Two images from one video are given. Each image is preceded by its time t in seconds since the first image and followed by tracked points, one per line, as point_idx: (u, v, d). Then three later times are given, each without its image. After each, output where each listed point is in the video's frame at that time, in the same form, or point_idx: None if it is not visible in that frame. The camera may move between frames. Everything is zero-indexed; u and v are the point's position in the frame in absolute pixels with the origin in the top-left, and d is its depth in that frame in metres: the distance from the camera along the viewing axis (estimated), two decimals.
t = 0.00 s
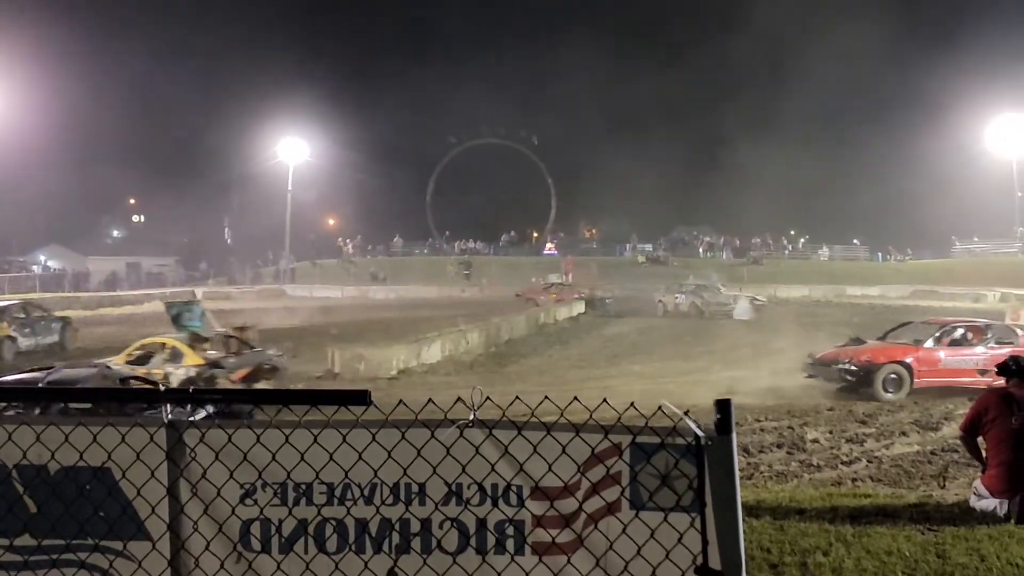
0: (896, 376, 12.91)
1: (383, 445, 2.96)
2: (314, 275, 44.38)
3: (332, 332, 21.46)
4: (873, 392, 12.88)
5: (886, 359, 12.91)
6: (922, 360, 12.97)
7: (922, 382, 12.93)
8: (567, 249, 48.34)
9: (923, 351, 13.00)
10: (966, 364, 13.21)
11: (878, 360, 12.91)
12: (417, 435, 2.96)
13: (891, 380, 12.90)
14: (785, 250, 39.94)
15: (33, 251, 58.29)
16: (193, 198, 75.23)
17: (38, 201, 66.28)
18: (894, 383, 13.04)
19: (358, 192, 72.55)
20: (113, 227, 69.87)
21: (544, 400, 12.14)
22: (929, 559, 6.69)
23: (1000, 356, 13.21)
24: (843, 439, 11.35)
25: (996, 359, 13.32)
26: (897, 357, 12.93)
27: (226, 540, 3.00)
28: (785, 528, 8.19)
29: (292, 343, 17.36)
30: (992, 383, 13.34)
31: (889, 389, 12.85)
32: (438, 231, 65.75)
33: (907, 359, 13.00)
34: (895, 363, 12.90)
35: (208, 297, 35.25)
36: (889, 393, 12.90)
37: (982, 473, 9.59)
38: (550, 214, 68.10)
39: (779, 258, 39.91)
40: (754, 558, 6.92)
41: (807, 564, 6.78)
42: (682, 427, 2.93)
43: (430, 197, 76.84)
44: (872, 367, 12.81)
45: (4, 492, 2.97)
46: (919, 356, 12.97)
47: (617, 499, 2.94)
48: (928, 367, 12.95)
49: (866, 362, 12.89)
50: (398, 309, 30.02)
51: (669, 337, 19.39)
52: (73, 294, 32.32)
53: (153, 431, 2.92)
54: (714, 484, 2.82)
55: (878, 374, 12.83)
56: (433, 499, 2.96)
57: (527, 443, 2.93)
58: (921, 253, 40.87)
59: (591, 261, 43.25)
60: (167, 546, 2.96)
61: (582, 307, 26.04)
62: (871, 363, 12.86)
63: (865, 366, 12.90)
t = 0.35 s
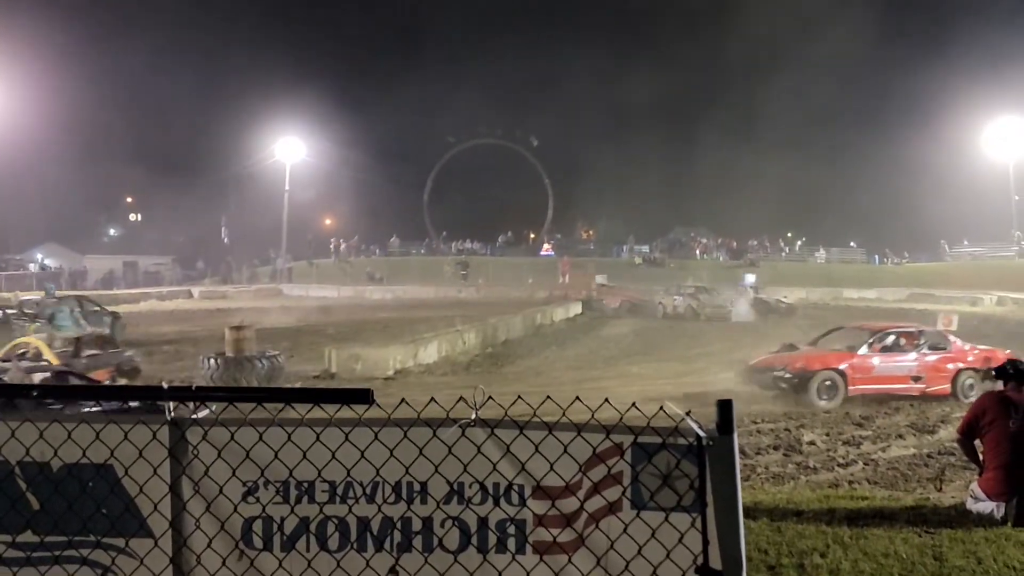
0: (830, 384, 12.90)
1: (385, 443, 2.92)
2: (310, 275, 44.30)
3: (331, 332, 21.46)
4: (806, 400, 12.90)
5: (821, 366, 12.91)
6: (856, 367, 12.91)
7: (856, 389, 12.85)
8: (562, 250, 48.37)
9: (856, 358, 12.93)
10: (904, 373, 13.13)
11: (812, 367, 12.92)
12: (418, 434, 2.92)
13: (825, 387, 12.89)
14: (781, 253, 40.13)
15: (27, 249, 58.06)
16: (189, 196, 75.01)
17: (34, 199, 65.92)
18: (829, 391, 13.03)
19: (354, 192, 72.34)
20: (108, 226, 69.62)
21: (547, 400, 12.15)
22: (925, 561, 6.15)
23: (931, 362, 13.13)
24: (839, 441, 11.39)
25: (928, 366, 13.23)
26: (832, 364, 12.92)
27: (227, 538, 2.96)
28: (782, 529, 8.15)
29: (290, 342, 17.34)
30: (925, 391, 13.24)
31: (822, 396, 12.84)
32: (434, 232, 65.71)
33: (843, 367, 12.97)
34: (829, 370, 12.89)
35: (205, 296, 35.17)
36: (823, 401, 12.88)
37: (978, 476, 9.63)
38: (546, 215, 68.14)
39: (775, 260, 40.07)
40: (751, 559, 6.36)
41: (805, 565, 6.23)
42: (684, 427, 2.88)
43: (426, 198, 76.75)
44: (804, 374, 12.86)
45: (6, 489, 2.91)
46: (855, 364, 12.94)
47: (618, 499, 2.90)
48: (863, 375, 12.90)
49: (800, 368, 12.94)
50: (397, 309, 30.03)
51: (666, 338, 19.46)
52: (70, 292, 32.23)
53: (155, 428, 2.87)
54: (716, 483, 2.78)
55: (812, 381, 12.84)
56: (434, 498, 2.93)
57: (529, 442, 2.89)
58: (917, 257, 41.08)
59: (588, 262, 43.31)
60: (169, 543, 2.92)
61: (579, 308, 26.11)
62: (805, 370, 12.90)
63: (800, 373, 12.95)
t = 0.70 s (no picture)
0: (743, 392, 12.54)
1: (384, 447, 2.86)
2: (304, 279, 44.11)
3: (327, 335, 21.40)
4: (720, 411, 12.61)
5: (734, 375, 12.56)
6: (769, 374, 12.59)
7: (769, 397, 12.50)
8: (556, 255, 48.43)
9: (768, 366, 12.59)
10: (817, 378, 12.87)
11: (726, 375, 12.56)
12: (418, 438, 2.87)
13: (739, 396, 12.53)
14: (775, 261, 40.35)
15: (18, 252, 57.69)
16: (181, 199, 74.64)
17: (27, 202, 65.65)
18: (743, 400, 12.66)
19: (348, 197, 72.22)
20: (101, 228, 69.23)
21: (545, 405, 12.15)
22: (921, 569, 5.91)
23: (844, 369, 12.89)
24: (833, 448, 11.41)
25: (841, 372, 12.98)
26: (745, 373, 12.57)
27: (226, 542, 2.91)
28: (778, 535, 8.11)
29: (285, 346, 17.29)
30: (838, 398, 12.99)
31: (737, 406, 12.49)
32: (428, 236, 65.67)
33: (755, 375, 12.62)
34: (743, 378, 12.54)
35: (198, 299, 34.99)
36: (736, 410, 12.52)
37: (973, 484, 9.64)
38: (541, 221, 68.23)
39: (768, 268, 40.23)
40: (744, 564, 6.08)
41: (800, 570, 5.97)
42: (684, 432, 2.82)
43: (420, 204, 76.67)
44: (718, 383, 12.48)
45: (5, 490, 2.86)
46: (768, 372, 12.62)
47: (617, 504, 2.85)
48: (775, 382, 12.57)
49: (714, 378, 12.53)
50: (391, 313, 29.97)
51: (660, 344, 19.50)
52: (62, 295, 31.98)
53: (154, 432, 2.82)
54: (714, 489, 2.74)
55: (726, 390, 12.48)
56: (434, 501, 2.87)
57: (528, 447, 2.84)
58: (910, 264, 41.36)
59: (583, 268, 43.34)
60: (168, 546, 2.87)
61: (573, 313, 26.12)
62: (718, 379, 12.52)
63: (713, 382, 12.55)
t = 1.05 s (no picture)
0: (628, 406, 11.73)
1: (379, 456, 2.80)
2: (297, 287, 43.96)
3: (321, 344, 21.35)
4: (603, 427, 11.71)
5: (619, 388, 11.74)
6: (657, 389, 11.89)
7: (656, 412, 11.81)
8: (549, 265, 48.53)
9: (657, 380, 11.88)
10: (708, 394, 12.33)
11: (610, 389, 11.73)
12: (414, 446, 2.81)
13: (624, 410, 11.71)
14: (768, 270, 40.59)
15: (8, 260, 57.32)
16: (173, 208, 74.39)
17: (17, 208, 65.36)
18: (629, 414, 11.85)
19: (341, 206, 72.08)
20: (91, 236, 68.90)
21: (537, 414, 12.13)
22: None
23: (736, 385, 12.41)
24: (827, 458, 11.42)
25: (732, 389, 12.50)
26: (631, 386, 11.77)
27: (219, 551, 2.86)
28: (771, 545, 8.10)
29: (277, 354, 17.25)
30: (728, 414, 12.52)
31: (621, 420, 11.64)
32: (421, 246, 65.70)
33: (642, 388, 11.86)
34: (628, 392, 11.73)
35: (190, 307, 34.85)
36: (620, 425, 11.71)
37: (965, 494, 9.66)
38: (533, 231, 68.42)
39: (761, 277, 40.41)
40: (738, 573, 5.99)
41: None
42: (679, 442, 2.78)
43: (412, 213, 76.65)
44: (602, 396, 11.62)
45: None
46: (657, 386, 11.91)
47: (613, 513, 2.80)
48: (662, 397, 11.88)
49: (598, 390, 11.68)
50: (385, 322, 29.91)
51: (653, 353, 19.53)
52: (53, 303, 31.78)
53: (149, 440, 2.79)
54: (710, 497, 2.71)
55: (610, 404, 11.62)
56: (429, 511, 2.82)
57: (525, 455, 2.78)
58: (902, 274, 41.63)
59: (577, 277, 43.41)
60: (162, 555, 2.83)
61: (566, 322, 26.15)
62: (603, 392, 11.67)
63: (597, 395, 11.70)
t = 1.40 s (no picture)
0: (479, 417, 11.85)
1: (370, 465, 2.81)
2: (290, 295, 43.84)
3: (313, 352, 21.35)
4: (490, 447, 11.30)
5: (468, 401, 11.87)
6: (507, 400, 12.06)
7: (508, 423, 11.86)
8: (542, 273, 48.64)
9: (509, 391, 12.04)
10: (565, 404, 12.48)
11: (460, 402, 11.85)
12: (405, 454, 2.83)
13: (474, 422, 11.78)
14: (760, 278, 40.77)
15: None
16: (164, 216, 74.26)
17: (8, 217, 65.12)
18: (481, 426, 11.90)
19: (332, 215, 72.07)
20: (81, 244, 68.61)
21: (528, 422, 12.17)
22: None
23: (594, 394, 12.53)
24: (818, 465, 11.46)
25: (592, 398, 12.60)
26: (480, 399, 11.93)
27: (211, 559, 2.85)
28: (762, 552, 8.12)
29: (269, 363, 17.24)
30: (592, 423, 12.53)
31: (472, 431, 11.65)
32: (413, 254, 65.74)
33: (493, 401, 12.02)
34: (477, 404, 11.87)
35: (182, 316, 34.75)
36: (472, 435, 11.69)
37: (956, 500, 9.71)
38: (525, 240, 68.61)
39: (753, 284, 40.55)
40: None
41: None
42: (670, 449, 2.79)
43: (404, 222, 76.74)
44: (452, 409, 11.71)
45: None
46: (507, 398, 12.07)
47: (603, 520, 2.80)
48: (514, 408, 11.94)
49: (445, 404, 11.79)
50: (377, 330, 29.89)
51: (645, 361, 19.59)
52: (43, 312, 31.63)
53: (140, 448, 2.80)
54: (699, 503, 2.71)
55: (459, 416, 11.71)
56: (420, 518, 2.83)
57: (515, 463, 2.80)
58: (893, 281, 41.89)
59: (570, 285, 43.46)
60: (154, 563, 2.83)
61: (558, 330, 26.19)
62: (451, 405, 11.77)
63: (445, 408, 11.80)
